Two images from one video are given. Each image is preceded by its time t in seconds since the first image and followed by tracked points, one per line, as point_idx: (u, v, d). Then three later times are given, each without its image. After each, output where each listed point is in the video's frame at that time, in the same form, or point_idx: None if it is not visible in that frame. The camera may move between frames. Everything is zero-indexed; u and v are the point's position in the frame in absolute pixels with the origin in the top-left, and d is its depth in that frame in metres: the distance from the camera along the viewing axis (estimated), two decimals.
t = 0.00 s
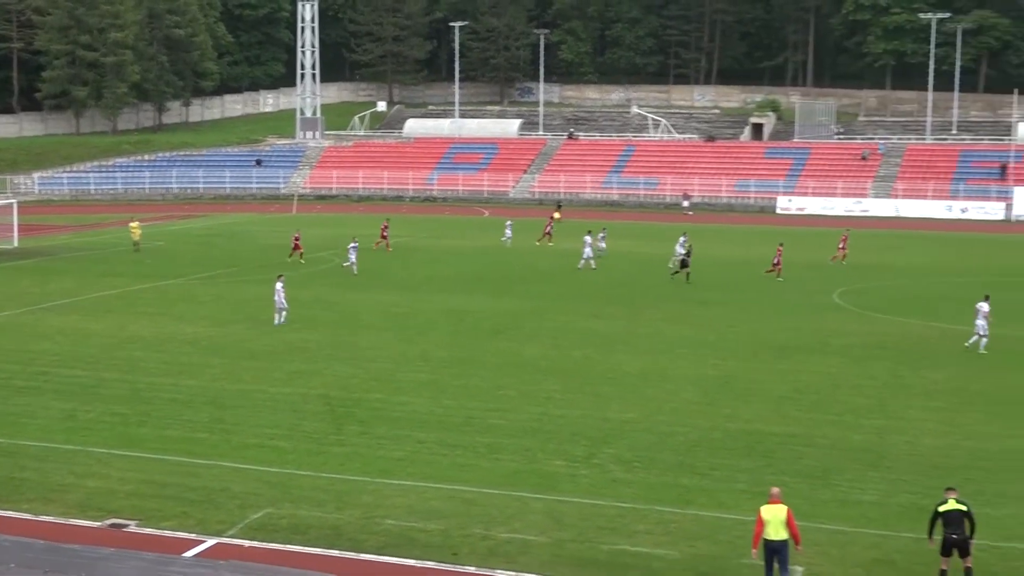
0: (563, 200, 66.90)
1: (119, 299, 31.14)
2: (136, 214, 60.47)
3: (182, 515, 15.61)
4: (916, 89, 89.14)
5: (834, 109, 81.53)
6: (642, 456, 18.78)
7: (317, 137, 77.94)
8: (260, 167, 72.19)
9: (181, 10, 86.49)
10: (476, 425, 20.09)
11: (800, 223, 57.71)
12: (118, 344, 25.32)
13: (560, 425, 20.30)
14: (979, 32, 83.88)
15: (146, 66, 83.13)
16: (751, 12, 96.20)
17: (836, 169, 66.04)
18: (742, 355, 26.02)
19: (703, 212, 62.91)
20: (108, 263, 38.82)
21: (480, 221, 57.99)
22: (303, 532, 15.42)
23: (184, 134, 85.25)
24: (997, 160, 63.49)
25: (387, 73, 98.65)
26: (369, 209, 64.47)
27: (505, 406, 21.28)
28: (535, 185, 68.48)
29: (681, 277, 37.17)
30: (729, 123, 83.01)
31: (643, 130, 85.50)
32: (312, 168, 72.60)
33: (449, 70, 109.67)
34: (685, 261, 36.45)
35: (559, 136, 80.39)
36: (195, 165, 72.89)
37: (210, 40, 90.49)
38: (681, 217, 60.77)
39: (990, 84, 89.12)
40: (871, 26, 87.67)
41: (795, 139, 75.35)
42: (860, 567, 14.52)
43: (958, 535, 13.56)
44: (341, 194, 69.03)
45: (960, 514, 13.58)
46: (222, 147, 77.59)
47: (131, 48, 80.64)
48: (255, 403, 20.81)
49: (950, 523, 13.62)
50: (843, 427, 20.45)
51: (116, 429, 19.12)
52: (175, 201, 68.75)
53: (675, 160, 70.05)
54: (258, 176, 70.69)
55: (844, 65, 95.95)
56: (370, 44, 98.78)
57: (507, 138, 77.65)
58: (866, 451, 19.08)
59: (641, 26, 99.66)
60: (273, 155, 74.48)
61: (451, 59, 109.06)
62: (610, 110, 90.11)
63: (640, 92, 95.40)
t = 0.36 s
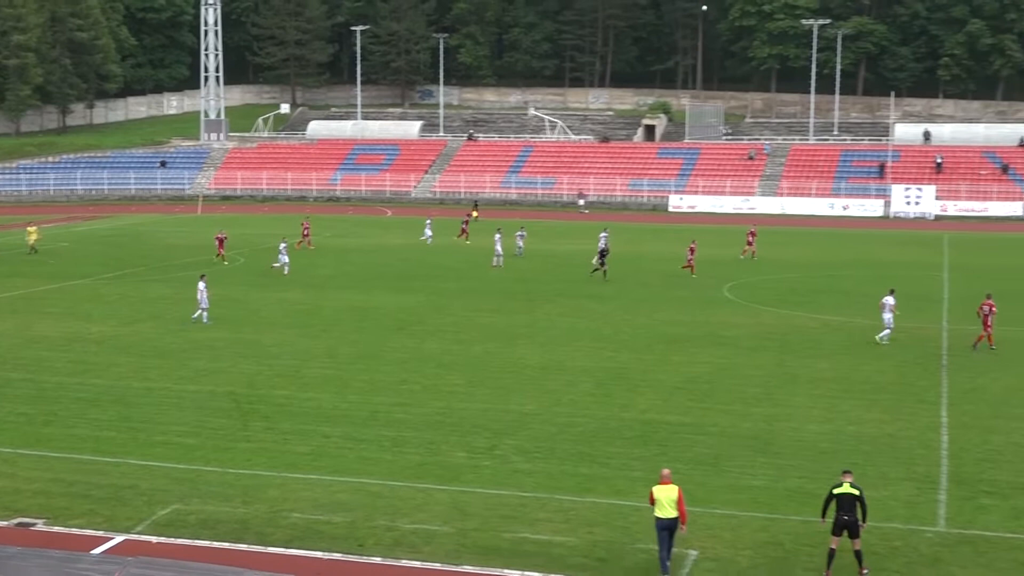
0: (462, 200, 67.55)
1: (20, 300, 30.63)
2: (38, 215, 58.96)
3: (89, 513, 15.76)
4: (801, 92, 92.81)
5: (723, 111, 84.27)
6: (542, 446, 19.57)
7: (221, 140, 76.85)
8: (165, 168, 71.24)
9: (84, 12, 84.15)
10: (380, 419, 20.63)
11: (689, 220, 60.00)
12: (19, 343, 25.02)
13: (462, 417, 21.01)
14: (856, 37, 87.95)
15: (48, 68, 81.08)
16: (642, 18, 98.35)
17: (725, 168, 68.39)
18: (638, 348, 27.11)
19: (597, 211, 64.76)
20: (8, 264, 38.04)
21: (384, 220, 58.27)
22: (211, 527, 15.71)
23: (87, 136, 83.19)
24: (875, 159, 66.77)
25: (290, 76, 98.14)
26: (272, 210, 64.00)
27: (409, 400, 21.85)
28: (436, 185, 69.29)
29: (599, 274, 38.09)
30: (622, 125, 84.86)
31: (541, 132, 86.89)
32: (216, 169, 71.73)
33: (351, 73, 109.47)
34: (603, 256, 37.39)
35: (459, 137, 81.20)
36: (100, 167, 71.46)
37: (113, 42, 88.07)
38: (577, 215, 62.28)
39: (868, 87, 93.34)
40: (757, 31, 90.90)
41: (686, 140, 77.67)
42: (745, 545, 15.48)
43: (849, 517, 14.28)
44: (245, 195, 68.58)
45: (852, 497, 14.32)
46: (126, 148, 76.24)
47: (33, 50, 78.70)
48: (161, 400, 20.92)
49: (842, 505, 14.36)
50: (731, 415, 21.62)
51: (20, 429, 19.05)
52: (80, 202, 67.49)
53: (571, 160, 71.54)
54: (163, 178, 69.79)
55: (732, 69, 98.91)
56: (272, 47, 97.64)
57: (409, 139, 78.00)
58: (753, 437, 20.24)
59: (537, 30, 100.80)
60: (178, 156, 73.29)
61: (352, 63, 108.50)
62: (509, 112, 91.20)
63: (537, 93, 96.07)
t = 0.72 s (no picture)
0: (380, 202, 68.12)
1: None
2: None
3: (14, 513, 15.97)
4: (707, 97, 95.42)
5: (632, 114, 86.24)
6: (461, 441, 20.25)
7: (143, 144, 75.56)
8: (86, 173, 70.44)
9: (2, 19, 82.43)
10: (302, 416, 21.07)
11: (599, 220, 61.51)
12: None
13: (383, 414, 21.57)
14: (758, 45, 90.88)
15: None
16: (554, 25, 99.89)
17: (635, 170, 69.99)
18: (554, 345, 27.98)
19: (512, 212, 65.57)
20: None
21: (304, 221, 58.37)
22: (135, 525, 16.00)
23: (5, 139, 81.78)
24: (777, 161, 69.23)
25: (211, 82, 97.04)
26: (194, 212, 63.54)
27: (331, 397, 22.32)
28: (355, 188, 69.68)
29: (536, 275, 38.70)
30: (536, 128, 86.32)
31: (457, 136, 87.69)
32: (138, 173, 71.45)
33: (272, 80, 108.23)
34: (540, 257, 38.19)
35: (376, 140, 81.56)
36: (20, 171, 70.22)
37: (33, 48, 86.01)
38: (493, 216, 63.10)
39: (770, 93, 96.44)
40: (663, 39, 93.27)
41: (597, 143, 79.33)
42: (655, 531, 16.18)
43: (764, 502, 14.90)
44: (167, 199, 68.38)
45: (769, 485, 14.87)
46: (47, 153, 75.44)
47: None
48: (84, 401, 21.05)
49: (759, 491, 14.94)
50: (642, 408, 22.59)
51: None
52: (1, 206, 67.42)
53: (486, 163, 72.39)
54: (85, 182, 69.65)
55: (641, 76, 100.84)
56: (192, 53, 96.44)
57: (329, 143, 78.09)
58: (662, 429, 21.22)
59: (452, 37, 101.54)
60: (99, 160, 72.27)
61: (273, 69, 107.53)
62: (426, 117, 91.85)
63: (453, 99, 97.17)
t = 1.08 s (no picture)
0: (310, 204, 68.22)
1: None
2: None
3: None
4: (626, 102, 97.24)
5: (554, 119, 87.43)
6: (390, 438, 20.83)
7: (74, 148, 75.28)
8: (15, 177, 70.57)
9: None
10: (234, 414, 21.49)
11: (524, 222, 62.58)
12: None
13: (313, 410, 22.08)
14: (675, 52, 93.63)
15: None
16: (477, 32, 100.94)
17: (558, 173, 71.06)
18: (480, 342, 28.72)
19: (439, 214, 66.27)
20: None
21: (235, 224, 58.24)
22: (68, 524, 16.27)
23: None
24: (693, 164, 71.14)
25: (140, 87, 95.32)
26: (124, 215, 63.03)
27: (262, 395, 22.75)
28: (285, 190, 69.73)
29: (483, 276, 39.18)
30: (462, 132, 86.88)
31: (384, 140, 87.93)
32: (69, 177, 71.13)
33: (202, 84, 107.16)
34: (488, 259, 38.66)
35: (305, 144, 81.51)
36: None
37: None
38: (421, 217, 63.63)
39: (686, 98, 98.69)
40: (584, 46, 94.69)
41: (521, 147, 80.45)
42: (580, 522, 16.80)
43: (687, 492, 15.28)
44: (98, 202, 68.38)
45: (691, 476, 15.23)
46: None
47: None
48: (14, 403, 21.20)
49: (682, 482, 15.33)
50: (567, 403, 23.45)
51: None
52: None
53: (413, 166, 72.88)
54: (14, 187, 69.53)
55: (562, 81, 102.04)
56: (122, 58, 95.03)
57: (258, 146, 77.95)
58: (586, 423, 22.08)
59: (379, 44, 101.94)
60: (29, 163, 72.32)
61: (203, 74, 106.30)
62: (354, 121, 91.99)
63: (380, 103, 97.45)
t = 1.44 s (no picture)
0: (252, 204, 68.42)
1: None
2: None
3: None
4: (562, 104, 98.41)
5: (493, 120, 88.37)
6: (334, 431, 21.31)
7: (17, 149, 73.89)
8: None
9: None
10: (179, 410, 21.91)
11: (464, 219, 63.39)
12: None
13: (258, 405, 22.57)
14: (608, 55, 94.78)
15: None
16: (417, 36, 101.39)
17: (496, 173, 71.85)
18: (422, 338, 29.35)
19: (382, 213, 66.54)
20: None
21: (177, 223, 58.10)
22: (14, 520, 16.56)
23: None
24: (627, 164, 72.63)
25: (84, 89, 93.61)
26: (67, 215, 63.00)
27: (207, 391, 23.18)
28: (229, 191, 69.90)
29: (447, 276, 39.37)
30: (402, 134, 87.30)
31: (325, 141, 88.05)
32: (12, 178, 71.46)
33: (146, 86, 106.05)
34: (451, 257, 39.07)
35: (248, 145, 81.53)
36: None
37: None
38: (363, 216, 64.15)
39: (620, 100, 100.30)
40: (521, 49, 95.56)
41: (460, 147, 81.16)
42: (521, 513, 17.22)
43: (620, 480, 15.93)
44: (42, 202, 68.21)
45: (623, 465, 15.89)
46: None
47: None
48: None
49: (615, 470, 15.98)
50: (507, 396, 24.19)
51: None
52: None
53: (355, 166, 73.32)
54: None
55: (500, 83, 102.69)
56: (64, 60, 93.47)
57: (201, 147, 78.16)
58: (525, 415, 22.83)
59: (320, 47, 101.84)
60: None
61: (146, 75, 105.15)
62: (296, 122, 91.90)
63: (322, 105, 96.46)
